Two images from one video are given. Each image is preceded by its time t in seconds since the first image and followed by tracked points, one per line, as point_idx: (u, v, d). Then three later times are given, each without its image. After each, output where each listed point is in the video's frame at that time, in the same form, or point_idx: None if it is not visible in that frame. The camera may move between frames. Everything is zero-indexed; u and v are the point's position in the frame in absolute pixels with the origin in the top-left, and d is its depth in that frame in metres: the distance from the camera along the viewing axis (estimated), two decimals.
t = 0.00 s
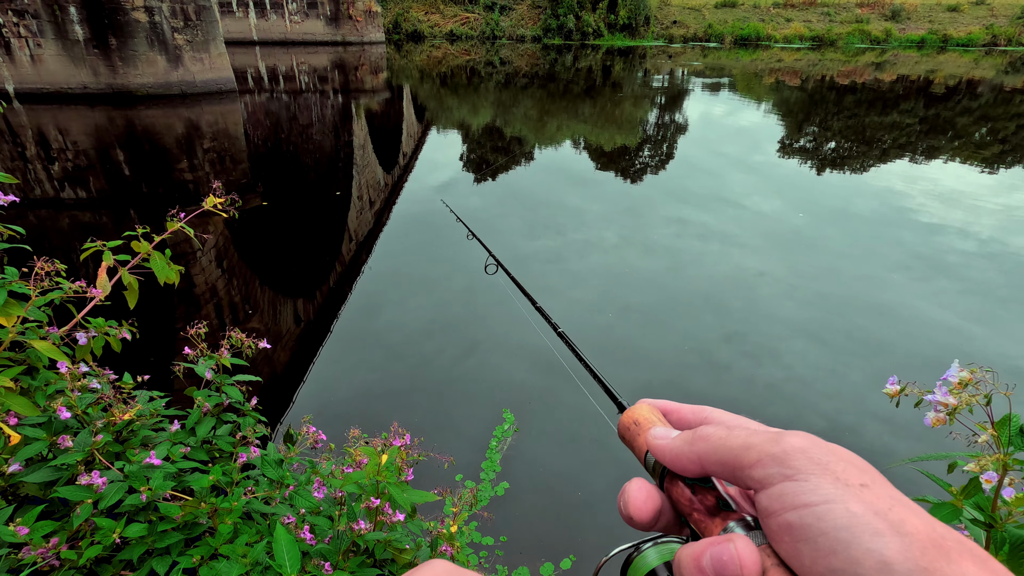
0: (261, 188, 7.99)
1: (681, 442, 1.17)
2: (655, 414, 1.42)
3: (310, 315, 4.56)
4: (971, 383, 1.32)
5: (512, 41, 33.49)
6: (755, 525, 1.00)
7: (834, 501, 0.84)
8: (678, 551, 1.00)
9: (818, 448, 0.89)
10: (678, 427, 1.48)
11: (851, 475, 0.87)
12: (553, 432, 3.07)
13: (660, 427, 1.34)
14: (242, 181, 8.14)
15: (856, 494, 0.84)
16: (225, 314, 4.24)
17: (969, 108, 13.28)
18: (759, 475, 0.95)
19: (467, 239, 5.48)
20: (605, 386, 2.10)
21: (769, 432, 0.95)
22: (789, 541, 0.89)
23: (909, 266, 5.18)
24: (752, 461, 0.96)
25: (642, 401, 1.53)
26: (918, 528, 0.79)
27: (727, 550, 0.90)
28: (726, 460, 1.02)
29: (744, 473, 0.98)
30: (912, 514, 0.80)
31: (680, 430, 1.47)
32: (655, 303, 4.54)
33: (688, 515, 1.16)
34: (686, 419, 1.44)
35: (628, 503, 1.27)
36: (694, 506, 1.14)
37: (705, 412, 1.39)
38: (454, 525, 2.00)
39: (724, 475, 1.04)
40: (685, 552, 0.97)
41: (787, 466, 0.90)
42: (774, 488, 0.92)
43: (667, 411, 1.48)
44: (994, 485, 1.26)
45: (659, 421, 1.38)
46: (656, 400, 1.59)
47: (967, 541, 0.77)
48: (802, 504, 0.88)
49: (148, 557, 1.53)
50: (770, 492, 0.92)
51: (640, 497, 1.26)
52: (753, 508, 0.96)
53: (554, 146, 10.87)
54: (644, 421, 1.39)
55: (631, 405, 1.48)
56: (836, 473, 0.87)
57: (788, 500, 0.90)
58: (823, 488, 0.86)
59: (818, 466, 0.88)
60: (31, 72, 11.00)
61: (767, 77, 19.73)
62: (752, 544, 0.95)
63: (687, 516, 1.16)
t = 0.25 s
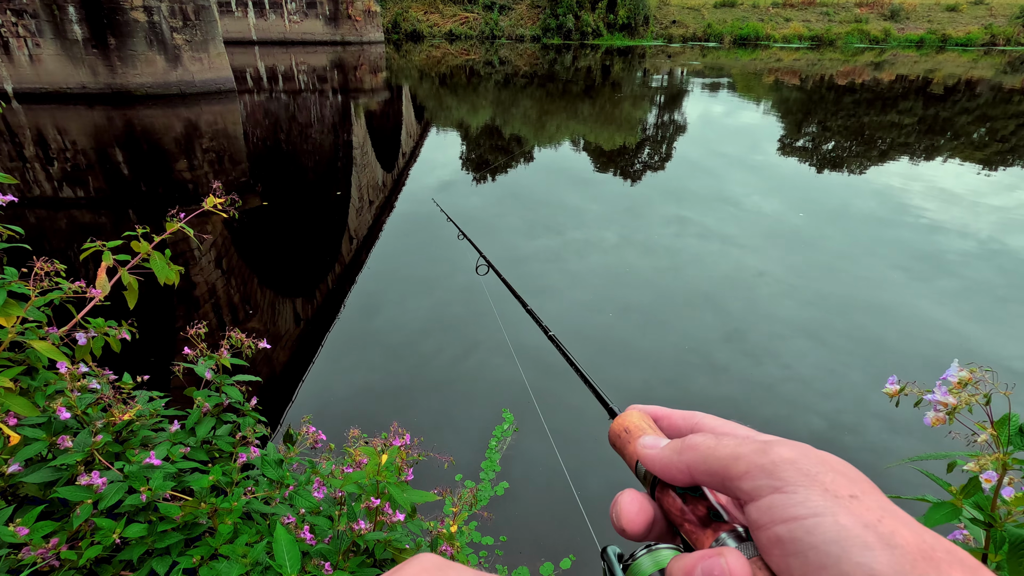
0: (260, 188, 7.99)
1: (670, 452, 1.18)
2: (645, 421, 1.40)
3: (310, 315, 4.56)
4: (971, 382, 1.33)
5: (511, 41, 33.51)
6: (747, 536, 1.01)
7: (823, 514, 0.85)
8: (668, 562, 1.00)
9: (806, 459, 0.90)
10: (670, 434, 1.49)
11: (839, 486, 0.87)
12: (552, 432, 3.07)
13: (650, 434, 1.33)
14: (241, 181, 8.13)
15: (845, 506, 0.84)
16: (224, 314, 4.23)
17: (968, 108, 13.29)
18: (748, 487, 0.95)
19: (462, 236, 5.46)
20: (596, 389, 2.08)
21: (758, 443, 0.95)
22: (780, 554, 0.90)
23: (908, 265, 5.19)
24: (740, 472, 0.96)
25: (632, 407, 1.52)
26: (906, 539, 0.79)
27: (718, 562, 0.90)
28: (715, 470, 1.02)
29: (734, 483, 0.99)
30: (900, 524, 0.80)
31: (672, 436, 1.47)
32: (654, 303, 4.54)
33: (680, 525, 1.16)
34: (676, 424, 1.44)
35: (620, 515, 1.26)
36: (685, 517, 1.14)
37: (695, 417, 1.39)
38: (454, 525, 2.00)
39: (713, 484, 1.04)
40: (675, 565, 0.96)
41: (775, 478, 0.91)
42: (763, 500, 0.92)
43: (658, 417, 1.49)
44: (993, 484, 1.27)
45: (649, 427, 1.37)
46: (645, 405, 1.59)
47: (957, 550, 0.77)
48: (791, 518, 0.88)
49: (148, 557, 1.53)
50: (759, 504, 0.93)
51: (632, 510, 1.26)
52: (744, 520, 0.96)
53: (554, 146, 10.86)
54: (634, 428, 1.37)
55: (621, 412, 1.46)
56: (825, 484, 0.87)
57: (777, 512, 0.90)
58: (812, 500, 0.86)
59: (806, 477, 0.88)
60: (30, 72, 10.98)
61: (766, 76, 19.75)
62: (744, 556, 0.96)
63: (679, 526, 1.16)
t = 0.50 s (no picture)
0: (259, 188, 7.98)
1: (671, 448, 1.18)
2: (645, 417, 1.41)
3: (309, 314, 4.56)
4: (970, 382, 1.33)
5: (510, 40, 33.49)
6: (748, 531, 1.01)
7: (824, 509, 0.85)
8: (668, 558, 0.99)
9: (807, 454, 0.90)
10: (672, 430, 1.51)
11: (840, 481, 0.87)
12: (552, 431, 3.08)
13: (651, 430, 1.34)
14: (240, 181, 8.12)
15: (846, 501, 0.85)
16: (223, 314, 4.23)
17: (967, 107, 13.30)
18: (748, 482, 0.96)
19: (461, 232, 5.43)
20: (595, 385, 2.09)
21: (758, 438, 0.95)
22: (780, 549, 0.90)
23: (907, 265, 5.20)
24: (741, 468, 0.97)
25: (634, 404, 1.53)
26: (906, 533, 0.80)
27: (719, 559, 0.90)
28: (716, 466, 1.03)
29: (734, 479, 0.99)
30: (901, 519, 0.81)
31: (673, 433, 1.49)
32: (654, 302, 4.55)
33: (681, 521, 1.15)
34: (679, 421, 1.47)
35: (622, 511, 1.27)
36: (686, 512, 1.13)
37: (697, 414, 1.42)
38: (454, 525, 2.00)
39: (713, 480, 1.05)
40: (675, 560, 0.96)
41: (776, 474, 0.91)
42: (764, 496, 0.93)
43: (660, 414, 1.51)
44: (992, 483, 1.27)
45: (650, 424, 1.37)
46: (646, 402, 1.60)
47: (953, 544, 0.79)
48: (792, 513, 0.89)
49: (148, 557, 1.54)
50: (759, 500, 0.93)
51: (634, 506, 1.28)
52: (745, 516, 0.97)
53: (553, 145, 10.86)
54: (635, 425, 1.37)
55: (623, 408, 1.47)
56: (825, 479, 0.88)
57: (777, 508, 0.91)
58: (813, 496, 0.87)
59: (807, 473, 0.89)
60: (28, 71, 10.96)
61: (765, 76, 19.75)
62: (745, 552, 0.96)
63: (680, 523, 1.15)
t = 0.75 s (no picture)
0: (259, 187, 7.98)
1: (670, 443, 1.18)
2: (646, 413, 1.41)
3: (309, 314, 4.56)
4: (968, 381, 1.34)
5: (510, 40, 33.47)
6: (747, 526, 1.02)
7: (825, 504, 0.85)
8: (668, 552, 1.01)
9: (807, 450, 0.90)
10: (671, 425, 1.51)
11: (839, 476, 0.87)
12: (552, 430, 3.08)
13: (651, 426, 1.34)
14: (240, 180, 8.12)
15: (846, 496, 0.85)
16: (223, 314, 4.23)
17: (966, 107, 13.30)
18: (748, 478, 0.96)
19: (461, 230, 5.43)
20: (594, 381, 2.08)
21: (758, 433, 0.95)
22: (780, 544, 0.91)
23: (906, 264, 5.21)
24: (741, 463, 0.97)
25: (633, 400, 1.52)
26: (905, 528, 0.80)
27: (719, 554, 0.91)
28: (715, 461, 1.03)
29: (734, 475, 0.99)
30: (901, 515, 0.81)
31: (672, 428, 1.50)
32: (653, 301, 4.55)
33: (681, 516, 1.17)
34: (679, 416, 1.47)
35: (622, 507, 1.27)
36: (686, 507, 1.15)
37: (697, 409, 1.42)
38: (454, 524, 2.00)
39: (713, 476, 1.05)
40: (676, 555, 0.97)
41: (776, 468, 0.91)
42: (763, 490, 0.93)
43: (659, 410, 1.51)
44: (991, 482, 1.28)
45: (650, 420, 1.38)
46: (646, 398, 1.60)
47: (954, 539, 0.79)
48: (791, 508, 0.89)
49: (148, 556, 1.54)
50: (759, 496, 0.93)
51: (634, 501, 1.27)
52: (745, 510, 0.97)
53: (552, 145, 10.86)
54: (635, 421, 1.38)
55: (622, 404, 1.47)
56: (825, 475, 0.88)
57: (777, 503, 0.91)
58: (813, 491, 0.87)
59: (807, 468, 0.89)
60: (28, 71, 10.95)
61: (765, 75, 19.75)
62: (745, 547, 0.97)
63: (681, 518, 1.17)
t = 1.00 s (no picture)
0: (259, 187, 7.98)
1: (671, 442, 1.17)
2: (645, 412, 1.40)
3: (309, 313, 4.57)
4: (968, 380, 1.34)
5: (510, 39, 33.47)
6: (748, 526, 1.02)
7: (825, 503, 0.85)
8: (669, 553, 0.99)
9: (808, 449, 0.90)
10: (671, 424, 1.51)
11: (840, 475, 0.87)
12: (552, 430, 3.08)
13: (651, 425, 1.32)
14: (239, 180, 8.12)
15: (846, 495, 0.85)
16: (223, 313, 4.23)
17: (966, 106, 13.29)
18: (748, 477, 0.96)
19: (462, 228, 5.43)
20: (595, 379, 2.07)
21: (759, 432, 0.95)
22: (780, 543, 0.91)
23: (906, 263, 5.21)
24: (741, 461, 0.96)
25: (634, 399, 1.51)
26: (906, 527, 0.80)
27: (720, 554, 0.91)
28: (715, 461, 1.02)
29: (734, 474, 0.99)
30: (901, 514, 0.81)
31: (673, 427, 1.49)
32: (653, 300, 4.55)
33: (681, 515, 1.16)
34: (679, 416, 1.46)
35: (622, 506, 1.27)
36: (686, 507, 1.14)
37: (698, 408, 1.41)
38: (454, 524, 2.00)
39: (713, 474, 1.04)
40: (678, 555, 0.96)
41: (776, 468, 0.91)
42: (763, 490, 0.93)
43: (660, 408, 1.51)
44: (992, 482, 1.28)
45: (650, 419, 1.36)
46: (646, 397, 1.59)
47: (953, 538, 0.79)
48: (792, 507, 0.89)
49: (148, 556, 1.54)
50: (759, 495, 0.93)
51: (634, 501, 1.27)
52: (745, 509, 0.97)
53: (552, 144, 10.86)
54: (635, 420, 1.36)
55: (622, 403, 1.45)
56: (825, 474, 0.87)
57: (777, 502, 0.90)
58: (813, 490, 0.87)
59: (808, 467, 0.89)
60: (28, 70, 10.94)
61: (766, 74, 19.73)
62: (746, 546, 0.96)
63: (681, 516, 1.16)
